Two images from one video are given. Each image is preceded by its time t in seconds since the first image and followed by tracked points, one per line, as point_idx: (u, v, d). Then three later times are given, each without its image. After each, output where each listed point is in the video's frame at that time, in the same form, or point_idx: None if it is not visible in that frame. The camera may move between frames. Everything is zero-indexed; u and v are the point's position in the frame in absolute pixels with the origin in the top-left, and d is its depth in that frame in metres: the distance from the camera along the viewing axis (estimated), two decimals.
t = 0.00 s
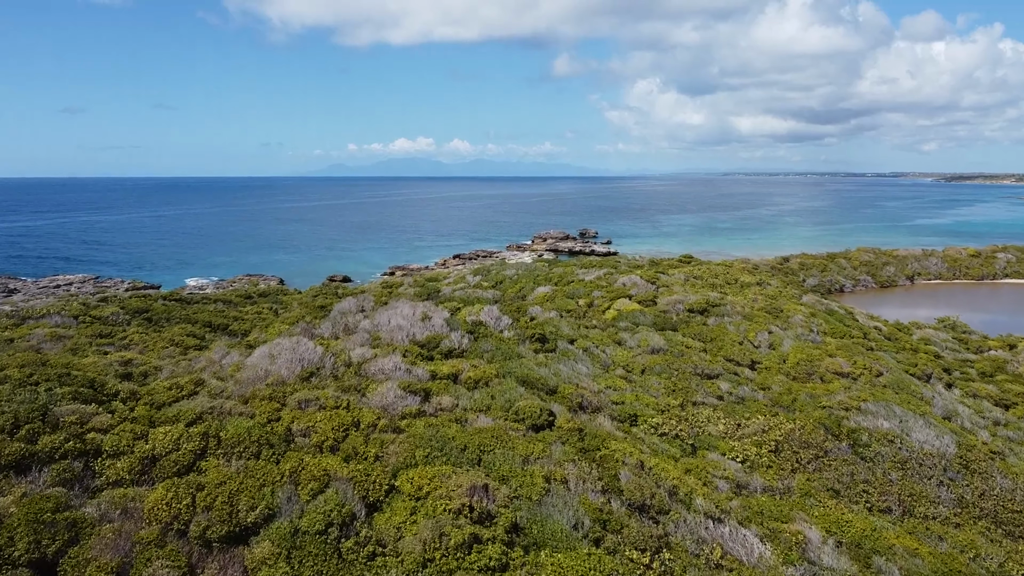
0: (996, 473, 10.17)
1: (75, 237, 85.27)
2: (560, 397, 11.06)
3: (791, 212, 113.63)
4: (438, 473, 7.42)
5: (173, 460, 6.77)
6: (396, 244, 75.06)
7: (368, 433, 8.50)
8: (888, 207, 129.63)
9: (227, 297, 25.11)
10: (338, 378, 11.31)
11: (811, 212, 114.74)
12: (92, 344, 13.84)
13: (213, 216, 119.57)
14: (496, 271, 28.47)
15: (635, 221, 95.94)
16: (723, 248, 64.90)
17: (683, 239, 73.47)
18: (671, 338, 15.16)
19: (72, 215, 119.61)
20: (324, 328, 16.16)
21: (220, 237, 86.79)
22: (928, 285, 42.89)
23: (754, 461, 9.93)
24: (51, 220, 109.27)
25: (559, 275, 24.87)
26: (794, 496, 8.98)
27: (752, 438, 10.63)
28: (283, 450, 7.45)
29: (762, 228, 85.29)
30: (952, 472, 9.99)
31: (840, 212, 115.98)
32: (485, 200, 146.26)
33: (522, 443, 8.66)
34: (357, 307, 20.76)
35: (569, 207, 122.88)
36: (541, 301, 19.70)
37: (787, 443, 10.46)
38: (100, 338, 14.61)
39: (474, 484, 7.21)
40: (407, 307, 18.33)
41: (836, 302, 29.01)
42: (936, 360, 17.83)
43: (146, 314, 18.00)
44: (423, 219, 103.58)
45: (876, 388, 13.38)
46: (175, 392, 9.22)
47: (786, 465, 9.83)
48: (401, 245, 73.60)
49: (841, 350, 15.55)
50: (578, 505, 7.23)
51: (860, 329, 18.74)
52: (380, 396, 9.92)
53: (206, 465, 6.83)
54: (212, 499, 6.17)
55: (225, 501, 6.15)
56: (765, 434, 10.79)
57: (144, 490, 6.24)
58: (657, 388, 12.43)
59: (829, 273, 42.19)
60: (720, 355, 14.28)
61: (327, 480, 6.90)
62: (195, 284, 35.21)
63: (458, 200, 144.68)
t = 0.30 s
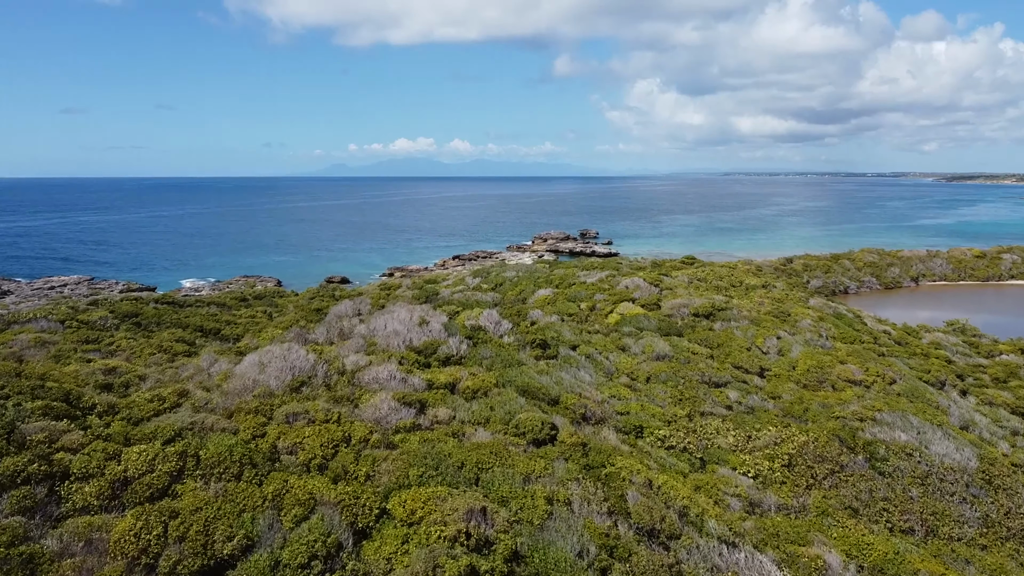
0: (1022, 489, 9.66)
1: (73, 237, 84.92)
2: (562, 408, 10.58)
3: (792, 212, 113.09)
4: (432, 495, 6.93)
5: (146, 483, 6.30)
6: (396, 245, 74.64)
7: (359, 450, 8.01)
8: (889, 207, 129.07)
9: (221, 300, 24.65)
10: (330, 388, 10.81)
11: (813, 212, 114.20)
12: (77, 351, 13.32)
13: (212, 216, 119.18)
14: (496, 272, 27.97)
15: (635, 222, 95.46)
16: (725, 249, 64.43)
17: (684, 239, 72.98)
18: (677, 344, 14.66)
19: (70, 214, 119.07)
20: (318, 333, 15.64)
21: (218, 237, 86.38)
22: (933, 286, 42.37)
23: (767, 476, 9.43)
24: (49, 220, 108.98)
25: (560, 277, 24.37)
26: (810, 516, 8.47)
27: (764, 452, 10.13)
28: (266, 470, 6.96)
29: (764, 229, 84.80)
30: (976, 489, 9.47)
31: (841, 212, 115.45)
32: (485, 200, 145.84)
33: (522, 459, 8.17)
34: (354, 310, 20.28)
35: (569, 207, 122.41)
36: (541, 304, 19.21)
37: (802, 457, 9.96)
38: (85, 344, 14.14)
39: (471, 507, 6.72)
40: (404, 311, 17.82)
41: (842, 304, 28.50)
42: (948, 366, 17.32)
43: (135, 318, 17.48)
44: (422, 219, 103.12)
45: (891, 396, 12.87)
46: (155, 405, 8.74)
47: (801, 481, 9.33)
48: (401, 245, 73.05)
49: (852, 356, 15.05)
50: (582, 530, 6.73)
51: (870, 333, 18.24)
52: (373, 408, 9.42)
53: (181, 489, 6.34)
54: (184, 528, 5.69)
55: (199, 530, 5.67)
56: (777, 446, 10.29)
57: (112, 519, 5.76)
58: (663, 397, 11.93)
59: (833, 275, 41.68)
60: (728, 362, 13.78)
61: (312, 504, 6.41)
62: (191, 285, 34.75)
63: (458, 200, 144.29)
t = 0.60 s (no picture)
0: None
1: (70, 237, 84.44)
2: (564, 422, 10.02)
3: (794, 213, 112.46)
4: (424, 523, 6.37)
5: (111, 514, 5.78)
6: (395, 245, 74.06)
7: (347, 471, 7.48)
8: (891, 207, 128.46)
9: (215, 303, 24.08)
10: (320, 400, 10.25)
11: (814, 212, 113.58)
12: (58, 359, 12.75)
13: (211, 216, 118.70)
14: (496, 274, 27.41)
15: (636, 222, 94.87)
16: (727, 249, 63.86)
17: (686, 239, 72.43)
18: (683, 351, 14.10)
19: (69, 215, 118.44)
20: (311, 339, 15.07)
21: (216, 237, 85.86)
22: (939, 288, 41.76)
23: (783, 495, 8.89)
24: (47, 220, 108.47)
25: (561, 279, 23.82)
26: (830, 540, 7.90)
27: (779, 468, 9.56)
28: (244, 496, 6.43)
29: (765, 229, 84.19)
30: (1007, 508, 8.87)
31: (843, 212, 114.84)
32: (485, 200, 145.33)
33: (523, 481, 7.61)
34: (349, 314, 19.72)
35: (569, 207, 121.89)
36: (542, 308, 18.66)
37: (818, 474, 9.41)
38: (68, 351, 13.58)
39: (466, 537, 6.17)
40: (401, 315, 17.26)
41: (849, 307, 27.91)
42: (963, 373, 16.73)
43: (123, 323, 16.91)
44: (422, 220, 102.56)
45: (908, 407, 12.31)
46: (131, 422, 8.19)
47: (818, 501, 8.78)
48: (400, 245, 72.46)
49: (864, 364, 14.50)
50: (588, 561, 6.17)
51: (881, 339, 17.69)
52: (364, 424, 8.88)
53: (149, 520, 5.80)
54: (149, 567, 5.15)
55: (167, 569, 5.17)
56: (792, 462, 9.74)
57: (70, 556, 5.23)
58: (671, 408, 11.38)
59: (838, 276, 41.07)
60: (738, 370, 13.23)
61: (293, 537, 5.86)
62: (186, 287, 34.24)
63: (457, 200, 143.78)
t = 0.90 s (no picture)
0: None
1: (68, 237, 84.00)
2: (567, 435, 9.53)
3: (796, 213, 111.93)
4: (416, 553, 5.88)
5: (73, 547, 5.29)
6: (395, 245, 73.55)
7: (336, 492, 6.99)
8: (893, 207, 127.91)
9: (209, 306, 23.60)
10: (311, 413, 9.75)
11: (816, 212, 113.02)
12: (40, 367, 12.27)
13: (210, 216, 118.24)
14: (496, 276, 26.90)
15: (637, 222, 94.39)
16: (729, 249, 63.33)
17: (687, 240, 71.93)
18: (689, 357, 13.61)
19: (67, 214, 118.11)
20: (304, 344, 14.58)
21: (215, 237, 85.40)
22: (945, 290, 41.22)
23: (799, 514, 8.39)
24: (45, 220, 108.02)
25: (562, 281, 23.33)
26: (851, 565, 7.39)
27: (794, 485, 9.06)
28: (222, 524, 5.93)
29: (767, 229, 83.67)
30: None
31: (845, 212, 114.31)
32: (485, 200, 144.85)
33: (524, 502, 7.11)
34: (345, 317, 19.24)
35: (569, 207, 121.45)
36: (543, 311, 18.17)
37: (835, 491, 8.91)
38: (51, 358, 13.11)
39: (462, 569, 5.68)
40: (397, 319, 16.75)
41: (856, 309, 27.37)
42: (977, 379, 16.22)
43: (111, 327, 16.40)
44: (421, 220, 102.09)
45: (925, 417, 11.81)
46: (106, 438, 7.71)
47: (837, 521, 8.28)
48: (400, 245, 71.91)
49: (876, 370, 14.01)
50: None
51: (892, 344, 17.19)
52: (355, 439, 8.39)
53: (114, 553, 5.31)
54: None
55: None
56: (807, 478, 9.24)
57: None
58: (678, 419, 10.89)
59: (843, 278, 40.56)
60: (747, 378, 12.74)
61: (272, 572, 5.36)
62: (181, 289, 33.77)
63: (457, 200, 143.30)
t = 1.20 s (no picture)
0: None
1: (65, 237, 83.51)
2: (570, 454, 8.91)
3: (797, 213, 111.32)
4: None
5: None
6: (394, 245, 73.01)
7: (318, 524, 6.37)
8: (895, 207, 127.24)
9: (201, 309, 22.99)
10: (297, 429, 9.13)
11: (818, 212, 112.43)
12: (16, 377, 11.68)
13: (209, 216, 117.73)
14: (496, 278, 26.28)
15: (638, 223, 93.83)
16: (731, 250, 62.69)
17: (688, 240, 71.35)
18: (698, 367, 12.99)
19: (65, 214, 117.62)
20: (295, 352, 13.96)
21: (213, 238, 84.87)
22: (952, 292, 40.57)
23: (822, 542, 7.75)
24: (43, 220, 107.53)
25: (564, 285, 22.71)
26: None
27: (815, 508, 8.41)
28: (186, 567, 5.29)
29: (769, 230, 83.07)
30: None
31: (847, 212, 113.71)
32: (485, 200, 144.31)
33: (524, 534, 6.49)
34: (340, 322, 18.64)
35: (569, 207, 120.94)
36: (544, 317, 17.54)
37: (859, 515, 8.27)
38: (28, 367, 12.49)
39: None
40: (393, 326, 16.10)
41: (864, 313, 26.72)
42: (996, 388, 15.57)
43: (95, 333, 15.79)
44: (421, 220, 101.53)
45: (948, 431, 11.17)
46: (71, 462, 7.09)
47: (863, 549, 7.64)
48: (399, 246, 71.32)
49: (893, 380, 13.37)
50: None
51: (906, 351, 16.56)
52: (343, 460, 7.76)
53: None
54: None
55: None
56: (828, 500, 8.61)
57: None
58: (688, 434, 10.27)
59: (848, 279, 39.95)
60: (759, 389, 12.11)
61: None
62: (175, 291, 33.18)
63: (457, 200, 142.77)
